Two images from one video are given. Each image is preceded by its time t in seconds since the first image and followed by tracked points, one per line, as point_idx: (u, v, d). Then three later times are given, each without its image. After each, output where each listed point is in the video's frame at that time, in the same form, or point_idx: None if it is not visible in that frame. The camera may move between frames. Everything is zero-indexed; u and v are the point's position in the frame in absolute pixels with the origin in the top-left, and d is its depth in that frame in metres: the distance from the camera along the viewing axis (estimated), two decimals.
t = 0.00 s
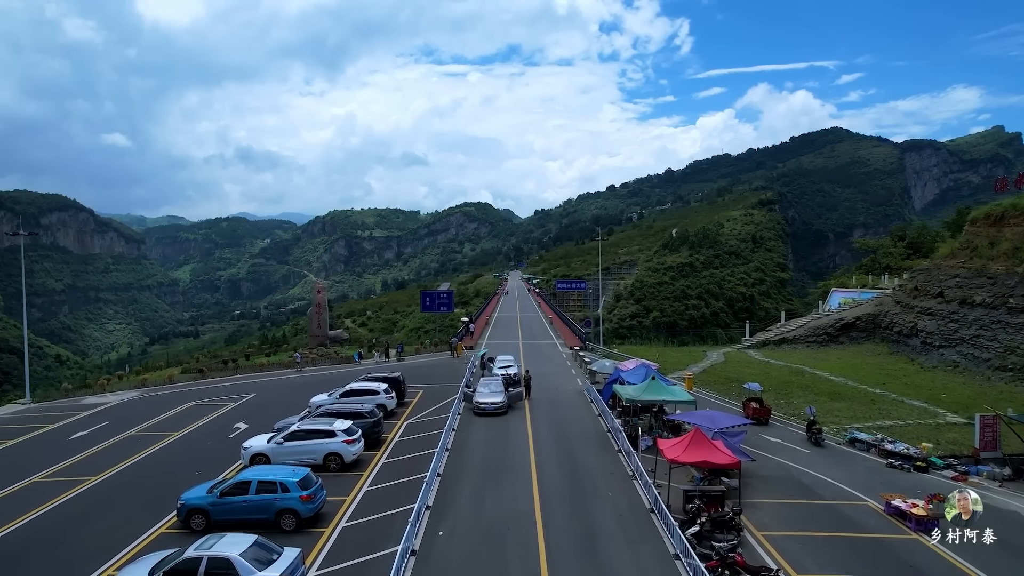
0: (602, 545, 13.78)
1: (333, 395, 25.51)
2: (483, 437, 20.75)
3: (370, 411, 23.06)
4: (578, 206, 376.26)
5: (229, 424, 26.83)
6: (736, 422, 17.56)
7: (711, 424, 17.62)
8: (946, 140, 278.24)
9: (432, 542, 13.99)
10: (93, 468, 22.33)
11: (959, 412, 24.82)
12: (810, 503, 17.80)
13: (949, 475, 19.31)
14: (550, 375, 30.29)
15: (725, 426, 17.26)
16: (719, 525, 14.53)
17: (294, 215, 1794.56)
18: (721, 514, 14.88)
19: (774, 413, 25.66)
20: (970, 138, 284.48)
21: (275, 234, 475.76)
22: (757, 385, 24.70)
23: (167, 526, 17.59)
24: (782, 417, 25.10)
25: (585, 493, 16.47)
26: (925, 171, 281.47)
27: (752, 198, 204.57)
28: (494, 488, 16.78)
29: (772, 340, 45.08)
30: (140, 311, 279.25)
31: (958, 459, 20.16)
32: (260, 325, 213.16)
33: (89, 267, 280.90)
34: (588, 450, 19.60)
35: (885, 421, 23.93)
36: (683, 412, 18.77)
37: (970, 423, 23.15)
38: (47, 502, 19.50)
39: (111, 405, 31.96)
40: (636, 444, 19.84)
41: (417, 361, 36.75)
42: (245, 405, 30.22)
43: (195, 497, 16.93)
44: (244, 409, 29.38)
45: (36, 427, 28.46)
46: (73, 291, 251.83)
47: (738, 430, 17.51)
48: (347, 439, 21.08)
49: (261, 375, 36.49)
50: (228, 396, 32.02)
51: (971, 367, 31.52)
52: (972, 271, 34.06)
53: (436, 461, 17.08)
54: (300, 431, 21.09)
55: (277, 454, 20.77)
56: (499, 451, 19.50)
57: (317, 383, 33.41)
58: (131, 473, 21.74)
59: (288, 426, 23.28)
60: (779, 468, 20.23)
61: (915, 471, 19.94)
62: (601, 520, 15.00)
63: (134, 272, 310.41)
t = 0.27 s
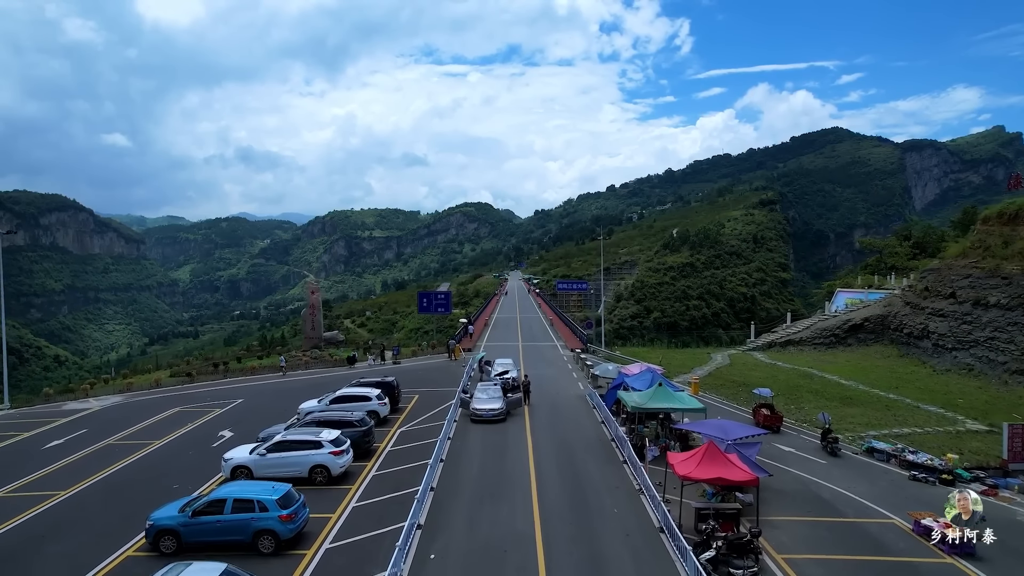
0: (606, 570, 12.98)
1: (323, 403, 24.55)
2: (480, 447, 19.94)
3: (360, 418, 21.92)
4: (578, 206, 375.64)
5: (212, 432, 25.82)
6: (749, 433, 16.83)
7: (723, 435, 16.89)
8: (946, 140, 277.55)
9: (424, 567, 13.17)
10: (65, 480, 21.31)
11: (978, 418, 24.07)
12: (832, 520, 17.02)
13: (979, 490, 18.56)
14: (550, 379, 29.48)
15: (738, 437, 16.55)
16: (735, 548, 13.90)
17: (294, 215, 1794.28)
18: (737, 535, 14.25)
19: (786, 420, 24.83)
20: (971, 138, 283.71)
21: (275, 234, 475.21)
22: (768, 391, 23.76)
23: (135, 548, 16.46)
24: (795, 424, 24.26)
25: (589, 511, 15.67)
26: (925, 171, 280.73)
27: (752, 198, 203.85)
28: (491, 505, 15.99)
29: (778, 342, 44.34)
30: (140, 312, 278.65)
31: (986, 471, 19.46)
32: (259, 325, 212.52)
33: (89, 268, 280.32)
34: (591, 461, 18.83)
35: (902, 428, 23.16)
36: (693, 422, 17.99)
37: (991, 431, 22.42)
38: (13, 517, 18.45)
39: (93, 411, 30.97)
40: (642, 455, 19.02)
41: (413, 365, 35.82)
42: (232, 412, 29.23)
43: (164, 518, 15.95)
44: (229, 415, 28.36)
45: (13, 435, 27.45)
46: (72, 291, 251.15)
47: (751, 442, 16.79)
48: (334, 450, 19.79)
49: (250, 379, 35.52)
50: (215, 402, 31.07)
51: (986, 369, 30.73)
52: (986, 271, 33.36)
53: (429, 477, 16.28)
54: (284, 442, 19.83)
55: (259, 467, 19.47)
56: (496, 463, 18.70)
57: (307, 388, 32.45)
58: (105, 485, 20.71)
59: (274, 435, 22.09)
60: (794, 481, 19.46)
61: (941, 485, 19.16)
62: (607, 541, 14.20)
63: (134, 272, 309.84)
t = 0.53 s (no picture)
0: None
1: (312, 411, 23.67)
2: (476, 458, 19.11)
3: (349, 428, 21.00)
4: (578, 206, 374.99)
5: (194, 441, 24.87)
6: (765, 445, 16.01)
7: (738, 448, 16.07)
8: (947, 140, 276.87)
9: None
10: (34, 493, 20.27)
11: (999, 426, 23.25)
12: (858, 542, 16.08)
13: (1012, 506, 17.71)
14: (550, 383, 28.67)
15: (754, 450, 15.78)
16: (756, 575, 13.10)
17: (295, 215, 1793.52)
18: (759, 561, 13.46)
19: (799, 428, 24.00)
20: (972, 138, 282.90)
21: (275, 233, 474.72)
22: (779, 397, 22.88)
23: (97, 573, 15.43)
24: (809, 432, 23.42)
25: (592, 531, 14.81)
26: (926, 171, 279.98)
27: (753, 198, 203.15)
28: (486, 524, 15.14)
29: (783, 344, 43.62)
30: (139, 312, 278.03)
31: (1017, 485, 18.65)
32: (259, 326, 211.89)
33: (88, 268, 279.64)
34: (594, 474, 18.03)
35: (922, 437, 22.33)
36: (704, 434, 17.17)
37: (1014, 440, 21.61)
38: None
39: (73, 418, 30.00)
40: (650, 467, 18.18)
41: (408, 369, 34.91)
42: (217, 418, 28.26)
43: (126, 542, 14.94)
44: (214, 423, 27.42)
45: None
46: (72, 292, 250.30)
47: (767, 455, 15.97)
48: (319, 463, 18.88)
49: (238, 384, 34.55)
50: (201, 408, 30.12)
51: (1003, 373, 29.90)
52: (1001, 271, 32.60)
53: (420, 493, 15.41)
54: (266, 454, 18.91)
55: (238, 481, 18.58)
56: (494, 476, 17.85)
57: (296, 394, 31.49)
58: (78, 497, 19.77)
59: (258, 444, 21.15)
60: (815, 496, 18.57)
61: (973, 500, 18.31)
62: (611, 565, 13.36)
63: (134, 272, 309.19)
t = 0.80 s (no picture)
0: None
1: (300, 419, 22.81)
2: (471, 471, 18.23)
3: (336, 440, 20.09)
4: (578, 206, 374.21)
5: (174, 450, 23.88)
6: (783, 460, 15.16)
7: (755, 464, 15.23)
8: (947, 140, 276.15)
9: None
10: None
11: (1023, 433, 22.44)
12: (891, 566, 14.98)
13: None
14: (551, 388, 27.82)
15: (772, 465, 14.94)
16: None
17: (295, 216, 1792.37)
18: None
19: (814, 436, 23.15)
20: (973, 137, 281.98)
21: (275, 233, 473.96)
22: (792, 404, 21.94)
23: None
24: (825, 442, 22.56)
25: (595, 552, 13.91)
26: (927, 171, 279.11)
27: (754, 198, 202.34)
28: (482, 544, 14.24)
29: (790, 347, 42.92)
30: (139, 312, 277.29)
31: None
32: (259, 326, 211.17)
33: (88, 268, 278.89)
34: (598, 487, 17.19)
35: (944, 446, 21.51)
36: (719, 447, 16.37)
37: None
38: None
39: (50, 425, 28.96)
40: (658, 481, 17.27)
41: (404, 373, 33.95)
42: (200, 426, 27.22)
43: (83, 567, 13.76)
44: (198, 430, 26.44)
45: None
46: (72, 292, 249.41)
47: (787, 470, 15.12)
48: (303, 479, 18.16)
49: (225, 389, 33.52)
50: (187, 413, 29.15)
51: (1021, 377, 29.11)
52: (1016, 272, 31.82)
53: (411, 512, 14.47)
54: (246, 469, 18.23)
55: (216, 497, 17.93)
56: (491, 490, 17.01)
57: (284, 400, 30.50)
58: (46, 513, 18.78)
59: (238, 455, 20.39)
60: (836, 514, 17.66)
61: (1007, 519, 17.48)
62: None
63: (133, 272, 308.38)
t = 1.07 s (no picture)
0: None
1: (286, 428, 21.94)
2: (466, 485, 17.34)
3: (321, 453, 19.09)
4: (579, 206, 373.44)
5: (152, 462, 22.97)
6: (806, 477, 14.33)
7: (777, 480, 14.47)
8: (948, 140, 275.10)
9: None
10: None
11: None
12: None
13: None
14: (552, 393, 27.00)
15: (792, 483, 14.25)
16: None
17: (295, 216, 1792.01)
18: None
19: (831, 445, 22.32)
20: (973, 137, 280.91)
21: (275, 233, 473.20)
22: (808, 412, 21.12)
23: None
24: (842, 451, 21.73)
25: None
26: (927, 171, 278.17)
27: (755, 198, 201.53)
28: (478, 566, 13.32)
29: (796, 349, 42.19)
30: (138, 312, 276.67)
31: None
32: (258, 326, 210.40)
33: (88, 268, 278.21)
34: (602, 502, 16.37)
35: (969, 457, 20.67)
36: (736, 462, 15.60)
37: None
38: None
39: (27, 432, 28.00)
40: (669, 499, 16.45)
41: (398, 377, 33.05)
42: (181, 434, 26.30)
43: None
44: (180, 439, 25.48)
45: None
46: (71, 292, 248.56)
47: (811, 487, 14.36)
48: (282, 497, 17.13)
49: (211, 394, 32.61)
50: (171, 421, 28.20)
51: None
52: None
53: (400, 532, 13.55)
54: (222, 486, 17.19)
55: (188, 516, 16.91)
56: (488, 505, 16.14)
57: (272, 406, 29.63)
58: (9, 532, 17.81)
59: (216, 468, 19.32)
60: (861, 534, 16.76)
61: None
62: None
63: (133, 273, 307.70)
